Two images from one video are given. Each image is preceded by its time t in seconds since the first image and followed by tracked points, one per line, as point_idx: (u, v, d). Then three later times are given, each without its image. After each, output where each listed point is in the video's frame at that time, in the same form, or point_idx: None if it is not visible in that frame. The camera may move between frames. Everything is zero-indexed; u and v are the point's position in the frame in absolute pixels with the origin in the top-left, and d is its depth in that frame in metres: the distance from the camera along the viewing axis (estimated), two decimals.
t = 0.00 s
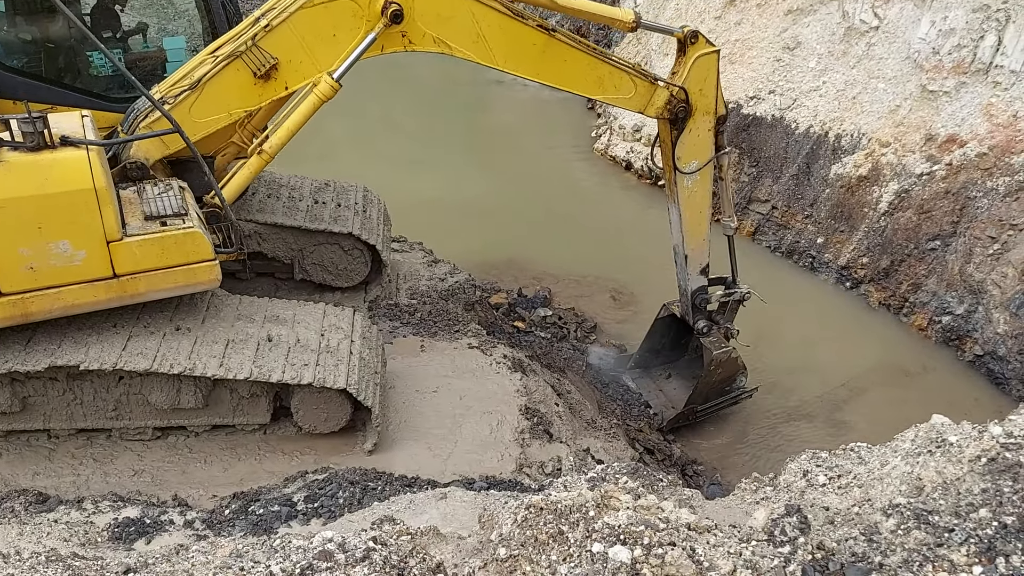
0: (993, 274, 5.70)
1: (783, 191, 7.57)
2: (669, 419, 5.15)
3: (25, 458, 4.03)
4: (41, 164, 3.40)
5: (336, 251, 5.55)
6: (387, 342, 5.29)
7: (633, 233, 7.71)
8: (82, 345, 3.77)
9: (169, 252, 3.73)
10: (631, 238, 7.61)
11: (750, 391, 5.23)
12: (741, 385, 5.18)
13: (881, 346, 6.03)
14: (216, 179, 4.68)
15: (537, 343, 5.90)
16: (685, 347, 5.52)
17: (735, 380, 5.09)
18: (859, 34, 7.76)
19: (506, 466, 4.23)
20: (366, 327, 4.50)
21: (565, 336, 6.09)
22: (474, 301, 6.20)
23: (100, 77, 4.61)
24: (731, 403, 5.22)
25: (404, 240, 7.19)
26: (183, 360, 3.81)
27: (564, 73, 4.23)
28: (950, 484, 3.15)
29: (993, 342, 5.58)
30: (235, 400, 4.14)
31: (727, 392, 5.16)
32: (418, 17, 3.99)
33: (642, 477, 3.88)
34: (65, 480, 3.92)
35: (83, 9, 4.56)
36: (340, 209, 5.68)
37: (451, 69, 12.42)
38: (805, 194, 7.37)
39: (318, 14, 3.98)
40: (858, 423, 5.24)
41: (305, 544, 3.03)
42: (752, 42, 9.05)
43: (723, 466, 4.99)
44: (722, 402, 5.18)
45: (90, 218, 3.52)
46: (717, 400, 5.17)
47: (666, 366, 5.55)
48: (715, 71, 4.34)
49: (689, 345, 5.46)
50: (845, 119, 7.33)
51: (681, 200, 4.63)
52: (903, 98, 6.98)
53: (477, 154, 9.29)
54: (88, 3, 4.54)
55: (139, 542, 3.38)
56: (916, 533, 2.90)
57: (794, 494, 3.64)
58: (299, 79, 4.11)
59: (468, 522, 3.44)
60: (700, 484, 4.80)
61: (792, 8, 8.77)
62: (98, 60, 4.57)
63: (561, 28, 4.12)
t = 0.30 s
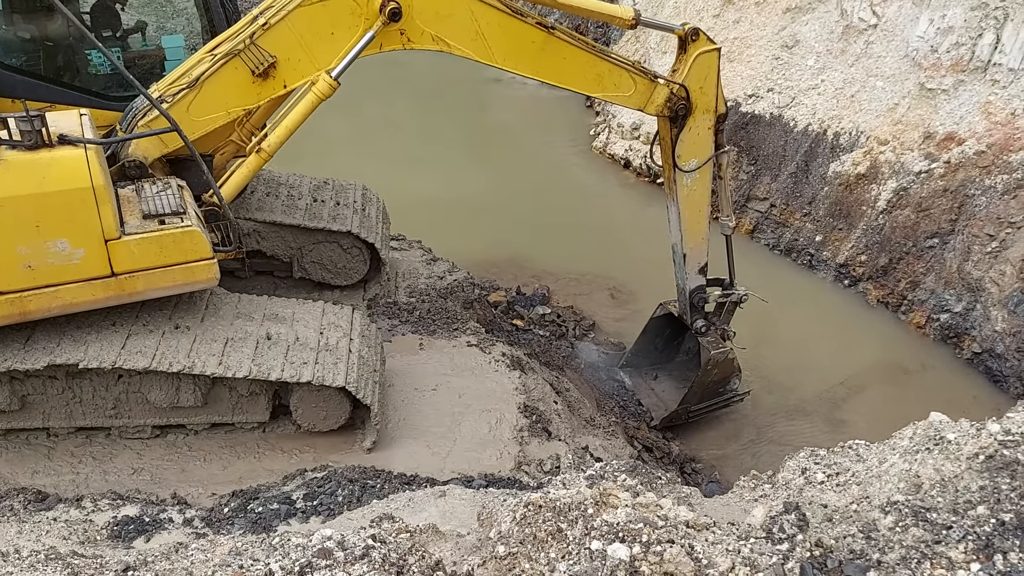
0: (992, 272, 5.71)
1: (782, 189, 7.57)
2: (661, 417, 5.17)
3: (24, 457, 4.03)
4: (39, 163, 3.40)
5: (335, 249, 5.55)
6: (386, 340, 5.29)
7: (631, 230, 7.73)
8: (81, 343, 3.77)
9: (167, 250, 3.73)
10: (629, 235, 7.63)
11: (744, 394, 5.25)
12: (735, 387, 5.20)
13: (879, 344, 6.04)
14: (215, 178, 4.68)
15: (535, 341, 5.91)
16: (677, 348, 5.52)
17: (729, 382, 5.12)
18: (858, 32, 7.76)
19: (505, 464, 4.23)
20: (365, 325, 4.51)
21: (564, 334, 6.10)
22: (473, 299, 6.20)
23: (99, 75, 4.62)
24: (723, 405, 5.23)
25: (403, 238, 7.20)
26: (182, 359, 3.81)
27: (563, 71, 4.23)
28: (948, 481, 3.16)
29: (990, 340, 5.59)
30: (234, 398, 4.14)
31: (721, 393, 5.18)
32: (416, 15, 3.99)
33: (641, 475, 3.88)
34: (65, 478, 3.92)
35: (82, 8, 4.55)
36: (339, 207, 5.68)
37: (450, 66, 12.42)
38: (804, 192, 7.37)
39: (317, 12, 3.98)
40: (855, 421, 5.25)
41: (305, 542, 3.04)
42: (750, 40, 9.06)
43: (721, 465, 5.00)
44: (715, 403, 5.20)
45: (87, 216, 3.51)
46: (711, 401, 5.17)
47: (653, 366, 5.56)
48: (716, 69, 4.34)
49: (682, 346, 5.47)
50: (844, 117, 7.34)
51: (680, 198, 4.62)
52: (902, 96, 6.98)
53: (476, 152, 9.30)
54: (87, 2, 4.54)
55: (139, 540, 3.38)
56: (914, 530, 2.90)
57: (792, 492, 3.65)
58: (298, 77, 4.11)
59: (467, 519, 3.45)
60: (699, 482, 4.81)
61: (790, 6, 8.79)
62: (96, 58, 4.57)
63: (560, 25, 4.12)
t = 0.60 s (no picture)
0: (989, 269, 5.71)
1: (780, 186, 7.57)
2: (659, 414, 5.18)
3: (22, 455, 4.03)
4: (36, 160, 3.40)
5: (333, 247, 5.55)
6: (383, 338, 5.29)
7: (630, 228, 7.73)
8: (79, 341, 3.77)
9: (165, 248, 3.72)
10: (628, 233, 7.63)
11: (742, 389, 5.20)
12: (734, 383, 5.15)
13: (878, 341, 6.04)
14: (213, 176, 4.67)
15: (534, 339, 5.91)
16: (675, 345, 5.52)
17: (728, 377, 5.09)
18: (856, 29, 7.76)
19: (504, 462, 4.24)
20: (363, 323, 4.50)
21: (562, 331, 6.10)
22: (471, 297, 6.19)
23: (97, 73, 4.61)
24: (721, 402, 5.19)
25: (401, 236, 7.20)
26: (180, 357, 3.81)
27: (561, 66, 4.23)
28: (945, 478, 3.17)
29: (988, 337, 5.59)
30: (232, 396, 4.14)
31: (719, 389, 5.14)
32: (414, 11, 3.98)
33: (639, 472, 3.89)
34: (63, 477, 3.92)
35: (80, 6, 4.57)
36: (337, 205, 5.67)
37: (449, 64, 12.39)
38: (802, 189, 7.37)
39: (314, 9, 3.96)
40: (854, 418, 5.25)
41: (303, 539, 3.04)
42: (748, 37, 9.05)
43: (719, 462, 5.00)
44: (714, 399, 5.16)
45: (85, 214, 3.51)
46: (710, 397, 5.14)
47: (651, 363, 5.58)
48: (715, 63, 4.32)
49: (680, 342, 5.45)
50: (842, 114, 7.34)
51: (678, 193, 4.62)
52: (900, 93, 6.98)
53: (474, 149, 9.30)
54: None
55: (137, 538, 3.38)
56: (912, 527, 2.91)
57: (791, 488, 3.65)
58: (295, 74, 4.10)
59: (465, 517, 3.45)
60: (698, 479, 4.81)
61: (788, 3, 8.79)
62: (94, 56, 4.57)
63: (558, 20, 4.11)
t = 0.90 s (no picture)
0: (987, 268, 5.72)
1: (778, 185, 7.57)
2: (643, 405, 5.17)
3: (21, 455, 4.03)
4: (33, 160, 3.40)
5: (331, 246, 5.55)
6: (382, 337, 5.29)
7: (628, 227, 7.73)
8: (77, 341, 3.76)
9: (163, 248, 3.72)
10: (627, 232, 7.63)
11: (726, 389, 5.19)
12: (719, 382, 5.13)
13: (876, 340, 6.04)
14: (210, 175, 4.68)
15: (532, 338, 5.92)
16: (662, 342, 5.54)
17: (714, 375, 5.06)
18: (854, 28, 7.77)
19: (502, 461, 4.24)
20: (361, 322, 4.50)
21: (560, 330, 6.09)
22: (469, 295, 6.20)
23: (94, 72, 4.61)
24: (705, 399, 5.17)
25: (399, 235, 7.19)
26: (178, 356, 3.81)
27: (559, 58, 4.23)
28: (943, 476, 3.17)
29: (986, 335, 5.59)
30: (230, 396, 4.14)
31: (704, 386, 5.12)
32: (409, 5, 3.98)
33: (638, 471, 3.89)
34: (61, 476, 3.91)
35: (77, 5, 4.56)
36: (335, 204, 5.67)
37: (449, 63, 12.37)
38: (800, 188, 7.37)
39: (308, 5, 3.96)
40: (851, 417, 5.25)
41: (301, 538, 3.04)
42: (747, 36, 9.06)
43: (717, 461, 5.01)
44: (698, 395, 5.14)
45: (82, 214, 3.51)
46: (694, 393, 5.12)
47: (640, 357, 5.58)
48: (715, 54, 4.33)
49: (667, 340, 5.51)
50: (840, 112, 7.34)
51: (675, 185, 4.61)
52: (898, 92, 6.99)
53: (472, 149, 9.29)
54: None
55: (135, 538, 3.38)
56: (909, 525, 2.91)
57: (789, 487, 3.66)
58: (291, 70, 4.10)
59: (463, 516, 3.45)
60: (696, 478, 4.81)
61: (786, 2, 8.80)
62: (91, 55, 4.57)
63: (556, 12, 4.13)
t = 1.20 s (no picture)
0: (986, 266, 5.73)
1: (777, 184, 7.58)
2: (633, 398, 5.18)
3: (20, 453, 4.03)
4: (33, 158, 3.40)
5: (330, 245, 5.55)
6: (381, 335, 5.29)
7: (627, 225, 7.74)
8: (76, 339, 3.76)
9: (163, 246, 3.72)
10: (625, 230, 7.64)
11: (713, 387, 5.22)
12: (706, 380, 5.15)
13: (874, 338, 6.05)
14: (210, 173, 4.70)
15: (530, 336, 5.93)
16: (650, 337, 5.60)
17: (702, 373, 5.07)
18: (853, 27, 7.77)
19: (501, 459, 4.24)
20: (360, 321, 4.50)
21: (559, 329, 6.10)
22: (468, 294, 6.20)
23: (93, 71, 4.58)
24: (692, 396, 5.20)
25: (398, 234, 7.20)
26: (177, 354, 3.81)
27: (557, 51, 4.23)
28: (941, 473, 3.17)
29: (984, 334, 5.61)
30: (230, 394, 4.14)
31: (692, 383, 5.13)
32: None
33: (637, 469, 3.89)
34: (60, 474, 3.91)
35: (77, 3, 4.63)
36: (334, 203, 5.67)
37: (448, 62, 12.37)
38: (798, 187, 7.39)
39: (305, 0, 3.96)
40: (850, 416, 5.26)
41: (300, 536, 3.05)
42: (745, 35, 9.07)
43: (716, 459, 5.01)
44: (686, 391, 5.16)
45: (82, 212, 3.51)
46: (682, 388, 5.14)
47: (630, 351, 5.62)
48: (714, 47, 4.33)
49: (655, 335, 5.56)
50: (839, 111, 7.35)
51: (671, 177, 4.62)
52: (896, 91, 6.99)
53: (471, 148, 9.29)
54: None
55: (134, 536, 3.38)
56: (908, 522, 2.92)
57: (788, 484, 3.67)
58: (290, 66, 4.09)
59: (462, 514, 3.45)
60: (694, 476, 4.81)
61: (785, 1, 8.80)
62: (90, 54, 4.53)
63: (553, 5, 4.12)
